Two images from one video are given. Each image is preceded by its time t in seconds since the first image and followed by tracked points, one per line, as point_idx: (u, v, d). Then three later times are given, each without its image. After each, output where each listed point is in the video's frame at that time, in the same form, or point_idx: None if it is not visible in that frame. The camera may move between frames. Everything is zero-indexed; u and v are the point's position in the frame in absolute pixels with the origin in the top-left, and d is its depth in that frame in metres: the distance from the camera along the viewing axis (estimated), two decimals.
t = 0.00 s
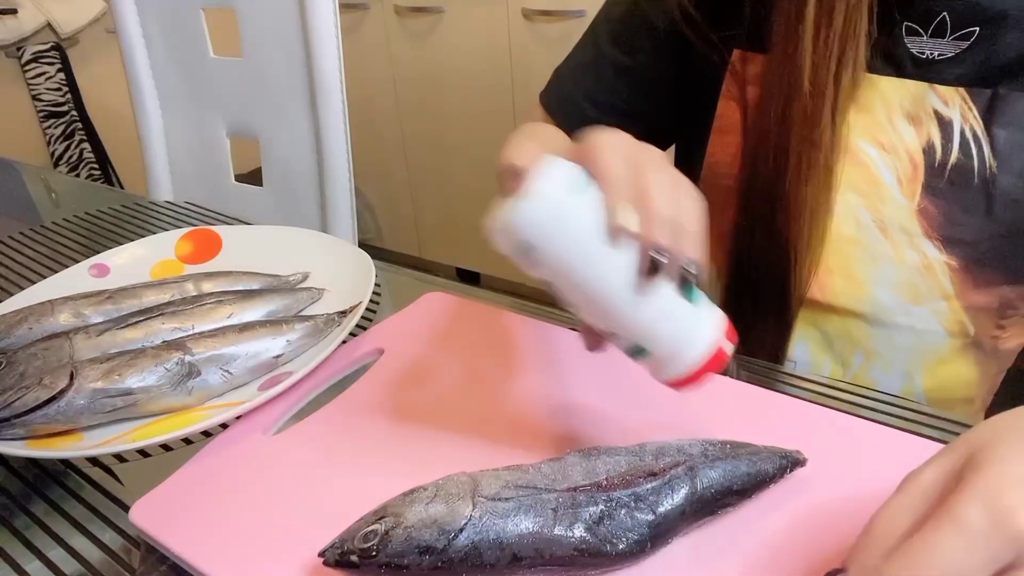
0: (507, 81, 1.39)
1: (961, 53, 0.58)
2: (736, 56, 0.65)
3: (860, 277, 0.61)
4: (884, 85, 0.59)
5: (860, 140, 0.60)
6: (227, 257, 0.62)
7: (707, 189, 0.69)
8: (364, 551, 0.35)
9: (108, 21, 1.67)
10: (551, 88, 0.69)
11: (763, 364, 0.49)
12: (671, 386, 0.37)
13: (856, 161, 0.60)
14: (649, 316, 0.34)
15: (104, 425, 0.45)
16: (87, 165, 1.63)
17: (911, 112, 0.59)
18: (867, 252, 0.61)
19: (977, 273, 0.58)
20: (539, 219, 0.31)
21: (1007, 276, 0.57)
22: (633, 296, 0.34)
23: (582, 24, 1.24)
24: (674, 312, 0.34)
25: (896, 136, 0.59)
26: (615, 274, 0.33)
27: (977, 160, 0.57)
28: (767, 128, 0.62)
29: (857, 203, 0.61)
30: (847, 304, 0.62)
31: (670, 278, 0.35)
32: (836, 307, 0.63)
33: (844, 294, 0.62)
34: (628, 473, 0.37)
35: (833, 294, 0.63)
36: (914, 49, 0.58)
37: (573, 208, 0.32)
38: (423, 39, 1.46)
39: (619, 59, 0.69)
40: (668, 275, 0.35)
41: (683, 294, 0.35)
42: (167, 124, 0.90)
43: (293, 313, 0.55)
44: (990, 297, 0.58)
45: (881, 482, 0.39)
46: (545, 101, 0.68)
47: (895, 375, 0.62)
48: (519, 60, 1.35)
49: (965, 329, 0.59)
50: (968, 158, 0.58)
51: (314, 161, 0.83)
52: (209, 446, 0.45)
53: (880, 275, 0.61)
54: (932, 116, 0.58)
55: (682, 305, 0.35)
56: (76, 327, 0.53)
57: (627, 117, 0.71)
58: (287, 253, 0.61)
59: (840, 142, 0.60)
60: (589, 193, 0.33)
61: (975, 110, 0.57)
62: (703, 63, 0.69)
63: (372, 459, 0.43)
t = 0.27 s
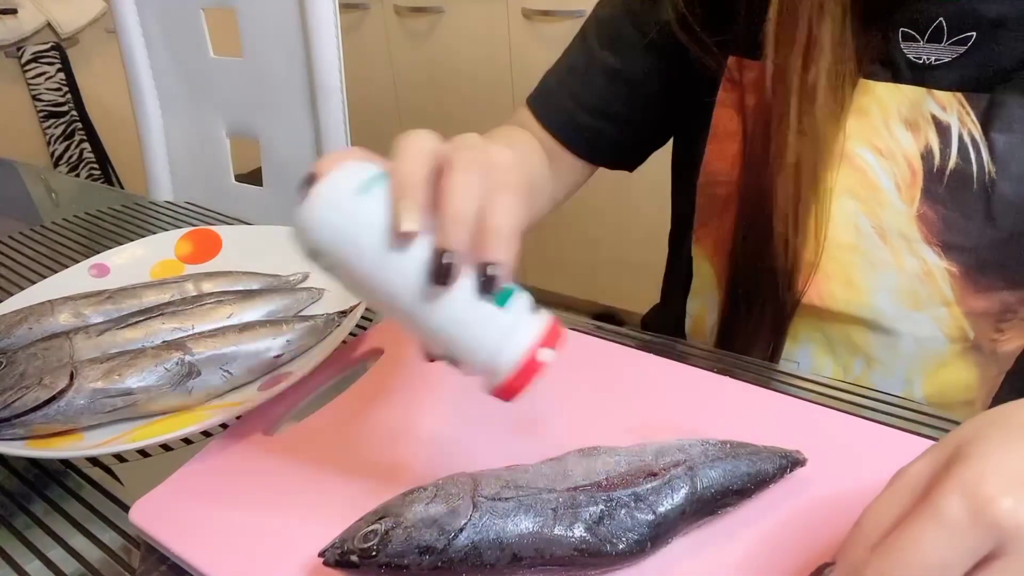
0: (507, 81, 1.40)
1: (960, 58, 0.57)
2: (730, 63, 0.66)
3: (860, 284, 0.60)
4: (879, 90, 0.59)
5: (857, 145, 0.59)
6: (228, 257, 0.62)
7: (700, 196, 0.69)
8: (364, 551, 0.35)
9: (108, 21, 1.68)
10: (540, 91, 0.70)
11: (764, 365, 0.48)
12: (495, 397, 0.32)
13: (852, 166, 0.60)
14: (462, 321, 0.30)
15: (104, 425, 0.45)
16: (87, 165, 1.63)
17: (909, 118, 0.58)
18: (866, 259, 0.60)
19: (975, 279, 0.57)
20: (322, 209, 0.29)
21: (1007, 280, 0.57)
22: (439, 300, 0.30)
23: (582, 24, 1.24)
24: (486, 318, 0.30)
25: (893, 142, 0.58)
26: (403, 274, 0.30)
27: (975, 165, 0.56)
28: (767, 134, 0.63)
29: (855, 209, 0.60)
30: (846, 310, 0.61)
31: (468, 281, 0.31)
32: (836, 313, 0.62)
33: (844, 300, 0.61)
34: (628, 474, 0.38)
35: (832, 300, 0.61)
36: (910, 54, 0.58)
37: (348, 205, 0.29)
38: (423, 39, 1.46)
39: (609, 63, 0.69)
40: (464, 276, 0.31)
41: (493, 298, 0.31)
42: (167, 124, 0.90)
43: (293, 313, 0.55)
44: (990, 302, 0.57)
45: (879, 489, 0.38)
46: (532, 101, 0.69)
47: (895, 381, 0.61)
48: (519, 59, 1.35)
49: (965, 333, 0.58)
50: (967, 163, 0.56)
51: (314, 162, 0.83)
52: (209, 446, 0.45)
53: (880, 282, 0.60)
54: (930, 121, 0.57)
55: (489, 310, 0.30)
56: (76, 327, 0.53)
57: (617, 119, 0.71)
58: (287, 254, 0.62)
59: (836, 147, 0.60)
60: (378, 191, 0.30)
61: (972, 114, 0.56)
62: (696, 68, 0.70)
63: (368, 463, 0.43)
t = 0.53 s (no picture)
0: (507, 81, 1.40)
1: (955, 62, 0.57)
2: (724, 70, 0.66)
3: (859, 291, 0.60)
4: (875, 95, 0.59)
5: (852, 151, 0.59)
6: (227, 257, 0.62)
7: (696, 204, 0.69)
8: (365, 552, 0.34)
9: (108, 21, 1.68)
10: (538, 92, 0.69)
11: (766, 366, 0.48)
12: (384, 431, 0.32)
13: (848, 171, 0.60)
14: (339, 361, 0.30)
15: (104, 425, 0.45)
16: (87, 165, 1.63)
17: (904, 123, 0.58)
18: (863, 265, 0.60)
19: (975, 283, 0.57)
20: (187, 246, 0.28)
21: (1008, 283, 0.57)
22: (307, 340, 0.30)
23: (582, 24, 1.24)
24: (357, 359, 0.30)
25: (889, 146, 0.58)
26: (273, 314, 0.29)
27: (974, 169, 0.56)
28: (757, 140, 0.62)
29: (852, 215, 0.60)
30: (845, 316, 0.61)
31: (340, 323, 0.30)
32: (836, 319, 0.61)
33: (843, 306, 0.61)
34: (628, 474, 0.38)
35: (831, 306, 0.61)
36: (905, 59, 0.58)
37: (215, 245, 0.28)
38: (424, 39, 1.46)
39: (594, 66, 0.69)
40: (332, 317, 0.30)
41: (365, 339, 0.30)
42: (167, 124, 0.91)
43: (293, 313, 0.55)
44: (988, 306, 0.57)
45: (880, 491, 0.38)
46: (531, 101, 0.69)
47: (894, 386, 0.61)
48: (519, 59, 1.35)
49: (964, 336, 0.58)
50: (964, 167, 0.56)
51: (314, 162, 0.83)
52: (209, 446, 0.45)
53: (878, 288, 0.60)
54: (926, 125, 0.57)
55: (362, 353, 0.30)
56: (76, 327, 0.53)
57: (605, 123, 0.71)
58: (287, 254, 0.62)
59: (830, 152, 0.60)
60: (244, 230, 0.28)
61: (969, 118, 0.56)
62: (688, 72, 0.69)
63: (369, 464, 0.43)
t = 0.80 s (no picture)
0: (507, 81, 1.40)
1: (952, 62, 0.57)
2: (723, 69, 0.66)
3: (856, 290, 0.60)
4: (873, 94, 0.59)
5: (849, 150, 0.59)
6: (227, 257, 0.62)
7: (695, 203, 0.69)
8: (365, 551, 0.34)
9: (108, 21, 1.68)
10: (533, 98, 0.69)
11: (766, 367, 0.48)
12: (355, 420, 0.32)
13: (846, 170, 0.59)
14: (320, 352, 0.29)
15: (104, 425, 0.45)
16: (87, 165, 1.63)
17: (901, 122, 0.58)
18: (860, 265, 0.59)
19: (969, 281, 0.57)
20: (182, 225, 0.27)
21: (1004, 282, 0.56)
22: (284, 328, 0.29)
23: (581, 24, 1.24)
24: (336, 352, 0.29)
25: (887, 145, 0.58)
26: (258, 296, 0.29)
27: (969, 167, 0.56)
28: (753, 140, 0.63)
29: (849, 215, 0.59)
30: (842, 315, 0.60)
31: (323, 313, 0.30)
32: (831, 318, 0.61)
33: (841, 306, 0.60)
34: (628, 474, 0.38)
35: (829, 305, 0.61)
36: (902, 58, 0.58)
37: (205, 226, 0.27)
38: (424, 39, 1.46)
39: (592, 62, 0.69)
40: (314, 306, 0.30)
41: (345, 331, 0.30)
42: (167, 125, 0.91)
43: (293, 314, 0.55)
44: (984, 304, 0.57)
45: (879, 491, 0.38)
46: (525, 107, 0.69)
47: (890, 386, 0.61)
48: (519, 59, 1.35)
49: (959, 335, 0.57)
50: (959, 166, 0.56)
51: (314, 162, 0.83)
52: (209, 446, 0.45)
53: (876, 288, 0.59)
54: (923, 124, 0.57)
55: (342, 346, 0.30)
56: (76, 327, 0.53)
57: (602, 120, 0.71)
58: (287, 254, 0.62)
59: (827, 150, 0.60)
60: (239, 213, 0.28)
61: (965, 118, 0.56)
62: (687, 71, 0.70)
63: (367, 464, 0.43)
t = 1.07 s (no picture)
0: (507, 82, 1.40)
1: (950, 56, 0.57)
2: (725, 64, 0.66)
3: (853, 282, 0.60)
4: (871, 89, 0.59)
5: (848, 143, 0.59)
6: (227, 257, 0.62)
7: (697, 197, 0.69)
8: (365, 551, 0.34)
9: (108, 21, 1.68)
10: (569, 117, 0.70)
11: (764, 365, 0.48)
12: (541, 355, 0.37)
13: (845, 164, 0.60)
14: (476, 275, 0.35)
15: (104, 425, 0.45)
16: (87, 165, 1.63)
17: (900, 117, 0.58)
18: (857, 257, 0.60)
19: (964, 275, 0.57)
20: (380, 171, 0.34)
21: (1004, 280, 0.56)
22: (503, 252, 0.35)
23: (582, 23, 1.24)
24: (545, 280, 0.35)
25: (885, 140, 0.58)
26: (437, 222, 0.35)
27: (966, 162, 0.56)
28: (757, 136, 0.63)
29: (848, 208, 0.60)
30: (838, 308, 0.61)
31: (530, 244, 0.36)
32: (829, 311, 0.61)
33: (837, 299, 0.61)
34: (628, 474, 0.38)
35: (825, 297, 0.61)
36: (902, 53, 0.58)
37: (394, 177, 0.34)
38: (424, 39, 1.46)
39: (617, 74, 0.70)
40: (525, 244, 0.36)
41: (539, 261, 0.35)
42: (167, 124, 0.90)
43: (293, 314, 0.55)
44: (981, 297, 0.57)
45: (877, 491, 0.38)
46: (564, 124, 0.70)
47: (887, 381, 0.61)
48: (519, 59, 1.35)
49: (956, 329, 0.58)
50: (957, 160, 0.56)
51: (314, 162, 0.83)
52: (209, 446, 0.45)
53: (873, 280, 0.59)
54: (921, 120, 0.57)
55: (542, 273, 0.35)
56: (76, 327, 0.53)
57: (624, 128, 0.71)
58: (287, 254, 0.62)
59: (825, 143, 0.60)
60: (432, 160, 0.35)
61: (963, 114, 0.56)
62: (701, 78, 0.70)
63: (368, 463, 0.43)
